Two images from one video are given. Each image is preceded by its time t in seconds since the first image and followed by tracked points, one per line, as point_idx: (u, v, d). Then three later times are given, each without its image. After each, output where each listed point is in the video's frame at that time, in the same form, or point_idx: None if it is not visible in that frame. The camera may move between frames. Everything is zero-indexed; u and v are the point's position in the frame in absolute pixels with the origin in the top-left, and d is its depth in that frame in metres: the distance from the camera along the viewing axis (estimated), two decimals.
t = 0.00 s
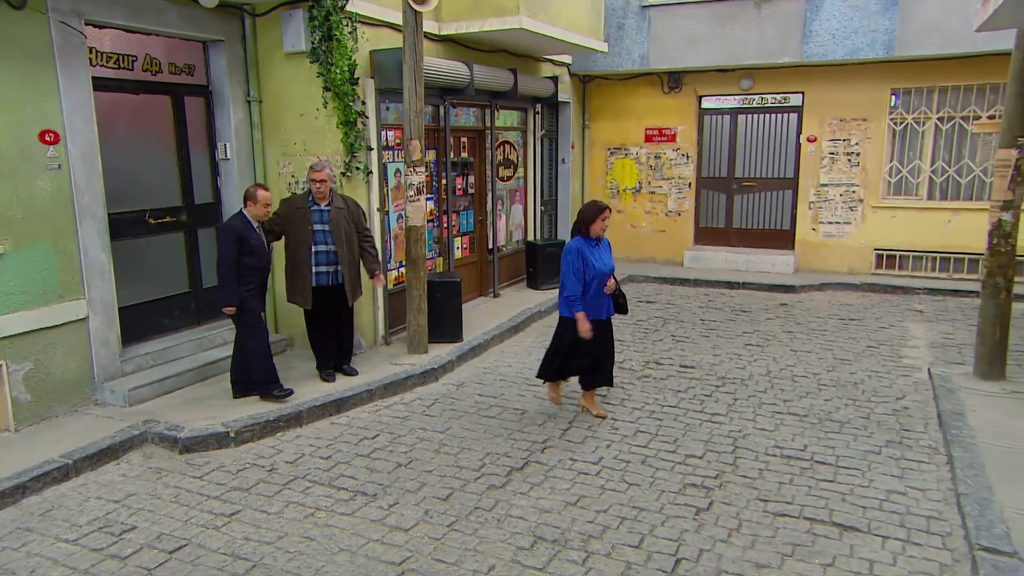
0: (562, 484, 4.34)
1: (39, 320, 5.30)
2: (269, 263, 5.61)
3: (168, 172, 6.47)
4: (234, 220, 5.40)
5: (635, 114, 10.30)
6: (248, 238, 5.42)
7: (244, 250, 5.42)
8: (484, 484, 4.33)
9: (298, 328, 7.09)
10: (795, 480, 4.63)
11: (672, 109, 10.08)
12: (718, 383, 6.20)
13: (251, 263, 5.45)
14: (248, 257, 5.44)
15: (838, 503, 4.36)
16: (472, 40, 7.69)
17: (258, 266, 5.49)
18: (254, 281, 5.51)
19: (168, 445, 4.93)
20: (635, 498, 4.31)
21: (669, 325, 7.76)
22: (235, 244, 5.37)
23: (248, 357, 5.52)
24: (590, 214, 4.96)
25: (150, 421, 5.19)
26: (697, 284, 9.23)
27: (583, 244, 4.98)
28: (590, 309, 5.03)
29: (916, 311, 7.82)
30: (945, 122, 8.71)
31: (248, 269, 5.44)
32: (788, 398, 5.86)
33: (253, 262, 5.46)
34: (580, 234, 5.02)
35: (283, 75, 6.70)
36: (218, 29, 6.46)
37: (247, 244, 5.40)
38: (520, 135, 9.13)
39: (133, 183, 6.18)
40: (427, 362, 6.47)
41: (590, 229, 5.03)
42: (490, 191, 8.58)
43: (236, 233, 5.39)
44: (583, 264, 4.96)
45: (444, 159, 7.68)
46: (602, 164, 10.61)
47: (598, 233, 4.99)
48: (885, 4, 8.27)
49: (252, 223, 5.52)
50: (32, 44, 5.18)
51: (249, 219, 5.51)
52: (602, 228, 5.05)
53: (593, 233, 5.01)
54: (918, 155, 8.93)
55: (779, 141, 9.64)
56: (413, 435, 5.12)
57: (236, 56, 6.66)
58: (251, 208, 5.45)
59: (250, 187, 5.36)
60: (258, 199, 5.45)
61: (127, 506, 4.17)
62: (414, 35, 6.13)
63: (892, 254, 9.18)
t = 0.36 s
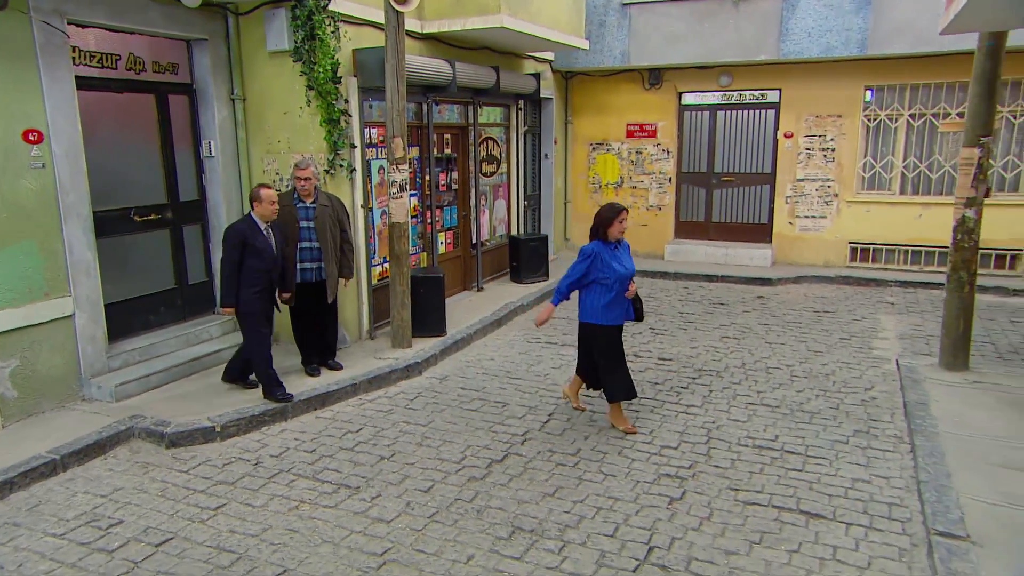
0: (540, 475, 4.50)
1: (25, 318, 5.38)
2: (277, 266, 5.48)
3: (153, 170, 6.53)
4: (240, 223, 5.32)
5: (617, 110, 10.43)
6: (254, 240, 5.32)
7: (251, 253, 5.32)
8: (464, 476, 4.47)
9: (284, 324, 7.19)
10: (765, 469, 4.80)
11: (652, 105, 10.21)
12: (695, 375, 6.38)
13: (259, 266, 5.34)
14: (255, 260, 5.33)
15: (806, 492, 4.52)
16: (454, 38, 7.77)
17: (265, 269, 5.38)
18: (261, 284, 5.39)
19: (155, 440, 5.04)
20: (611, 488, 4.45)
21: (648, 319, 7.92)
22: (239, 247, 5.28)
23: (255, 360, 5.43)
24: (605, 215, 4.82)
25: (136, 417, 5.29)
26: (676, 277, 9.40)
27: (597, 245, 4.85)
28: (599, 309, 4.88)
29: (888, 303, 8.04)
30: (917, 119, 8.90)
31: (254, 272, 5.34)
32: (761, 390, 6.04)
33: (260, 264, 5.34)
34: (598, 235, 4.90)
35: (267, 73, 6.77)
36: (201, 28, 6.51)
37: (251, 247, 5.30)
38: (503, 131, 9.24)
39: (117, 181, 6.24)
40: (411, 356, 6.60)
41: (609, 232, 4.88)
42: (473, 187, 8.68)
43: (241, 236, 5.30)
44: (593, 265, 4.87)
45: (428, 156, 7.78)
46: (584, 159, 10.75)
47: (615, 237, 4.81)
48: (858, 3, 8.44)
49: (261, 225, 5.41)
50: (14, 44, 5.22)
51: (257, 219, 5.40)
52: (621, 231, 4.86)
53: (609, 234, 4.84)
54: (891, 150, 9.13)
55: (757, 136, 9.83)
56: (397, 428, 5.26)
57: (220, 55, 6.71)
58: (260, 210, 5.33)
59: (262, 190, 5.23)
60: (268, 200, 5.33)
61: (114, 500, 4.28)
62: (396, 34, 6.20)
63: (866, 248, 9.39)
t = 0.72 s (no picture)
0: (520, 468, 4.64)
1: (13, 317, 5.45)
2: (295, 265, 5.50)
3: (139, 169, 6.60)
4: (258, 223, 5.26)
5: (599, 107, 10.57)
6: (273, 240, 5.30)
7: (271, 253, 5.30)
8: (446, 469, 4.62)
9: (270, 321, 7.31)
10: (738, 460, 4.93)
11: (634, 102, 10.36)
12: (673, 368, 6.56)
13: (278, 265, 5.34)
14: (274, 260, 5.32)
15: (776, 482, 4.64)
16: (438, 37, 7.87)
17: (284, 268, 5.37)
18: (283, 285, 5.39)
19: (142, 436, 5.15)
20: (588, 480, 4.59)
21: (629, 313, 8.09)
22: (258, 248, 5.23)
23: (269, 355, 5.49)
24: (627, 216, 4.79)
25: (124, 414, 5.40)
26: (657, 272, 9.58)
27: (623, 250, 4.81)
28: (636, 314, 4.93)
29: (862, 297, 8.25)
30: (890, 117, 9.10)
31: (276, 272, 5.34)
32: (737, 383, 6.22)
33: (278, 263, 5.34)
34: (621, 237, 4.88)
35: (251, 73, 6.84)
36: (186, 28, 6.57)
37: (272, 247, 5.29)
38: (487, 128, 9.35)
39: (103, 180, 6.30)
40: (395, 352, 6.74)
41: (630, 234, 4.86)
42: (457, 184, 8.79)
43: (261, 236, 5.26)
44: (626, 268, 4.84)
45: (412, 154, 7.88)
46: (568, 155, 10.88)
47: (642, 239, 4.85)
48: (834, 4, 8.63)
49: (277, 224, 5.36)
50: None
51: (274, 220, 5.33)
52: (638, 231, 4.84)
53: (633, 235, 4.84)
54: (865, 147, 9.33)
55: (736, 133, 9.99)
56: (381, 423, 5.39)
57: (204, 55, 6.77)
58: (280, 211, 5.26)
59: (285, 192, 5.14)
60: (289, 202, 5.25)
61: (102, 496, 4.38)
62: (379, 35, 6.30)
63: (843, 242, 9.60)
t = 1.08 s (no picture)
0: (503, 467, 4.78)
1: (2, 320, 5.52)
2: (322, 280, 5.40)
3: (127, 173, 6.67)
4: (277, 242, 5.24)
5: (584, 108, 10.70)
6: (294, 257, 5.23)
7: (292, 271, 5.22)
8: (431, 468, 4.75)
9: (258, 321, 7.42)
10: (715, 457, 5.05)
11: (618, 104, 10.50)
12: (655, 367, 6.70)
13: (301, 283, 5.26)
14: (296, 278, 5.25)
15: (752, 478, 4.77)
16: (424, 41, 7.97)
17: (308, 286, 5.28)
18: (310, 300, 5.32)
19: (131, 437, 5.25)
20: (569, 478, 4.71)
21: (613, 312, 8.24)
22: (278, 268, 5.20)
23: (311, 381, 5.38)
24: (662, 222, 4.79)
25: (113, 415, 5.50)
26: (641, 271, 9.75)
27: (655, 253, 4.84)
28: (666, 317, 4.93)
29: (840, 295, 8.45)
30: (867, 119, 9.29)
31: (299, 289, 5.27)
32: (716, 381, 6.37)
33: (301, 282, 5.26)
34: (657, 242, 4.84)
35: (238, 77, 6.92)
36: (173, 33, 6.64)
37: (292, 265, 5.21)
38: (473, 129, 9.45)
39: (92, 184, 6.36)
40: (382, 352, 6.85)
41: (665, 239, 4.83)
42: (443, 185, 8.90)
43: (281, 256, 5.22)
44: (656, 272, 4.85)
45: (398, 156, 7.99)
46: (553, 155, 11.02)
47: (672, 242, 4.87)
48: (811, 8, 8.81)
49: (297, 241, 5.30)
50: None
51: (293, 236, 5.28)
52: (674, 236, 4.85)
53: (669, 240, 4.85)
54: (844, 148, 9.51)
55: (718, 134, 10.14)
56: (367, 423, 5.51)
57: (191, 60, 6.84)
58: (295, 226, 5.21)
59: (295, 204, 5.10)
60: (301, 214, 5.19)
61: (91, 497, 4.48)
62: (364, 40, 6.38)
63: (823, 241, 9.78)
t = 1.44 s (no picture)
0: (490, 467, 4.90)
1: None
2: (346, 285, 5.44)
3: (118, 177, 6.74)
4: (311, 252, 5.10)
5: (572, 110, 10.83)
6: (331, 266, 5.18)
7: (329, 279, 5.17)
8: (420, 469, 4.87)
9: (249, 323, 7.52)
10: (697, 456, 5.16)
11: (605, 106, 10.63)
12: (640, 367, 6.83)
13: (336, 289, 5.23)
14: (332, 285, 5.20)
15: (732, 476, 4.89)
16: (412, 45, 8.04)
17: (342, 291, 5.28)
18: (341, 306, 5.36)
19: (123, 439, 5.34)
20: (555, 477, 4.84)
21: (599, 312, 8.38)
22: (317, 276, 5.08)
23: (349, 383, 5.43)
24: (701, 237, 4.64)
25: (106, 417, 5.59)
26: (628, 271, 9.90)
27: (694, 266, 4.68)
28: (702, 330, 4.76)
29: (822, 294, 8.61)
30: (848, 121, 9.44)
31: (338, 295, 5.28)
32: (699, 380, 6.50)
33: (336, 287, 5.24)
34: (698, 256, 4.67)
35: (228, 82, 6.99)
36: (164, 39, 6.70)
37: (332, 272, 5.18)
38: (462, 131, 9.55)
39: (83, 189, 6.43)
40: (372, 352, 6.97)
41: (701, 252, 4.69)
42: (433, 187, 9.00)
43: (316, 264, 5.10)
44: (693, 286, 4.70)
45: (388, 159, 8.07)
46: (542, 157, 11.15)
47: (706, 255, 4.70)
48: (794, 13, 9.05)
49: (327, 249, 5.21)
50: None
51: (322, 244, 5.18)
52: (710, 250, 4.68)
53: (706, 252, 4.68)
54: (826, 150, 9.66)
55: (704, 135, 10.29)
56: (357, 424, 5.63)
57: (182, 65, 6.91)
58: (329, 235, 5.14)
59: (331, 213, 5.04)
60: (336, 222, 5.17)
61: (84, 500, 4.58)
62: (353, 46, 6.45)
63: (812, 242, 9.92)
